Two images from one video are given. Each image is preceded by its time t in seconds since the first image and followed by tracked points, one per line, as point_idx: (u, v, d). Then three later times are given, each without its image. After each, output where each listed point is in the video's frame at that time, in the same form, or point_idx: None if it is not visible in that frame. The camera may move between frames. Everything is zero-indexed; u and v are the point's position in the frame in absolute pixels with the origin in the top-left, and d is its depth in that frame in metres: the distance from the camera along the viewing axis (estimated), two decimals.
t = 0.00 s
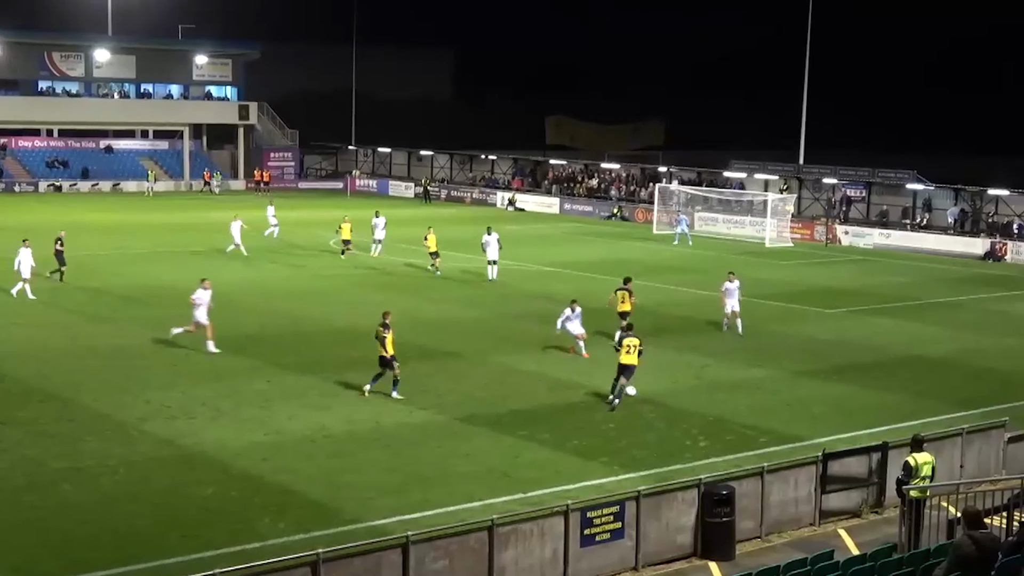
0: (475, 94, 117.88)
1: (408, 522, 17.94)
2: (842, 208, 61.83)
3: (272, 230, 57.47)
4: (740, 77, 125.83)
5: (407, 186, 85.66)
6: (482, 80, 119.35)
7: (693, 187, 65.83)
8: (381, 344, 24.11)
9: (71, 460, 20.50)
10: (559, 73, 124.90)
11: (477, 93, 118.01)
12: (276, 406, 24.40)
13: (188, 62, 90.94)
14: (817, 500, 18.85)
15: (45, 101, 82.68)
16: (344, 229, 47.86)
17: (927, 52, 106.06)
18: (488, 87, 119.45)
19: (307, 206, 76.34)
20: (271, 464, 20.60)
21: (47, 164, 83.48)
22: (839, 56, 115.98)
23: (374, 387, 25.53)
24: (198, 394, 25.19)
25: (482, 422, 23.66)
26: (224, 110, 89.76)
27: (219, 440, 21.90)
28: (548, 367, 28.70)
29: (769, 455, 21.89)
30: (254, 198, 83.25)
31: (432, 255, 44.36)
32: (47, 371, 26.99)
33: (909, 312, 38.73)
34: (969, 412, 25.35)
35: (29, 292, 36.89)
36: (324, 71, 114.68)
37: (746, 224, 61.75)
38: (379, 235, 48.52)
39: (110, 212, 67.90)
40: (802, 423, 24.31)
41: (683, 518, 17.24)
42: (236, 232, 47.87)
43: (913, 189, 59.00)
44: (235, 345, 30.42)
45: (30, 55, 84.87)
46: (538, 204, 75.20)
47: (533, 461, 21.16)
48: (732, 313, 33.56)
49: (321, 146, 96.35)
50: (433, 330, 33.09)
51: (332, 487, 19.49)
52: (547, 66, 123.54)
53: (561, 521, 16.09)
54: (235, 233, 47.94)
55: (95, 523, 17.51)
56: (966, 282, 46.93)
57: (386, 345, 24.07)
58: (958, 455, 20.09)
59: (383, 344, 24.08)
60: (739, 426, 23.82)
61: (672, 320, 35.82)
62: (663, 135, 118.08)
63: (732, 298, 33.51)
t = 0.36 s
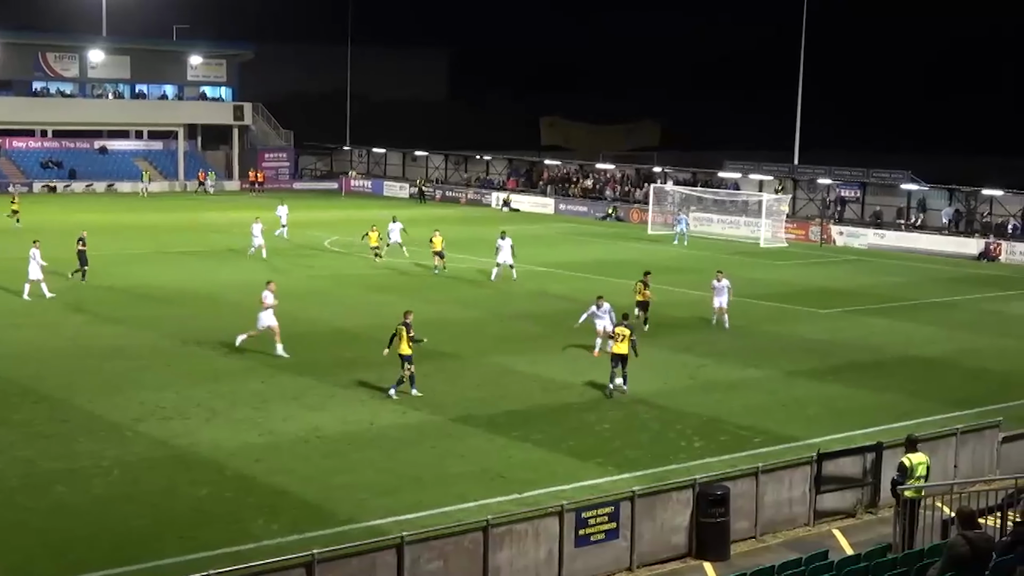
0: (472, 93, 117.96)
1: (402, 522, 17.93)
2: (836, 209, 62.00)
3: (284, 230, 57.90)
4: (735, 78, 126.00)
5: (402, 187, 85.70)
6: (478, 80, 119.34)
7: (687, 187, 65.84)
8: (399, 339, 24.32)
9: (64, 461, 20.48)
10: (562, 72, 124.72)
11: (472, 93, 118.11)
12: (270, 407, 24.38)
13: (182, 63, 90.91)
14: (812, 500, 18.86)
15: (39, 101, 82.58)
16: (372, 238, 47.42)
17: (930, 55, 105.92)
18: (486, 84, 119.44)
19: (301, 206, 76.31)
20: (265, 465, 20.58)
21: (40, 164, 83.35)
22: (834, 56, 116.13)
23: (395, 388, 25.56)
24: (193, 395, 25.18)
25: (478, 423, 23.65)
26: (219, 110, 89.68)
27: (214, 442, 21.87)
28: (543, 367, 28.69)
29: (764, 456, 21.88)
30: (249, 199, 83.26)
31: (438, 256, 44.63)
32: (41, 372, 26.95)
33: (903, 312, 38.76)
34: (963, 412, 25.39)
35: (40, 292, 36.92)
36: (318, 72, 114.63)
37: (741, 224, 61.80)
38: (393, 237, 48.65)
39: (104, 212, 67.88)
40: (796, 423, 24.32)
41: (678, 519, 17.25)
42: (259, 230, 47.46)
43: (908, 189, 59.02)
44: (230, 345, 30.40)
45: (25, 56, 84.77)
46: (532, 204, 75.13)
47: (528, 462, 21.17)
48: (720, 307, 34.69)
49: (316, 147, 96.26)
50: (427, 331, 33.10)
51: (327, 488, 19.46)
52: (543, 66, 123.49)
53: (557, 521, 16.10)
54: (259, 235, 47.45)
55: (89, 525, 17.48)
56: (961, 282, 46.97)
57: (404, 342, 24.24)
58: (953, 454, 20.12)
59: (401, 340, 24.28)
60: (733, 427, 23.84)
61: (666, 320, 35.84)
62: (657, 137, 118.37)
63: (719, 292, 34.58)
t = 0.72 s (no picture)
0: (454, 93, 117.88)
1: (384, 523, 17.92)
2: (817, 209, 62.23)
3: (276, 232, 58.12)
4: (717, 78, 126.23)
5: (384, 187, 85.64)
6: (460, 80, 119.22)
7: (669, 187, 65.87)
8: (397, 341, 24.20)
9: (45, 463, 20.40)
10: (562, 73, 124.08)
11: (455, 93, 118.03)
12: (252, 408, 24.32)
13: (164, 63, 90.65)
14: (794, 499, 18.91)
15: (19, 101, 82.17)
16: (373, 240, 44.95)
17: (915, 54, 106.15)
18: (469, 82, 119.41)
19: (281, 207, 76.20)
20: (247, 466, 20.53)
21: (20, 164, 82.98)
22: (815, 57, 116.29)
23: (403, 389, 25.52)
24: (174, 396, 25.12)
25: (461, 423, 23.65)
26: (201, 110, 89.41)
27: (195, 443, 21.81)
28: (526, 368, 28.70)
29: (745, 455, 21.93)
30: (232, 199, 83.12)
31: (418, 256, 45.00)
32: (21, 373, 26.83)
33: (883, 312, 38.89)
34: (944, 411, 25.48)
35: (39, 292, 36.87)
36: (300, 72, 114.35)
37: (722, 225, 61.87)
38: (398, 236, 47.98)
39: (83, 212, 67.65)
40: (778, 423, 24.37)
41: (660, 518, 17.28)
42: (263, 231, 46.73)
43: (888, 189, 59.18)
44: (212, 346, 30.32)
45: (5, 56, 84.41)
46: (515, 205, 75.15)
47: (510, 462, 21.18)
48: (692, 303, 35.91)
49: (298, 147, 96.01)
50: (409, 331, 33.08)
51: (309, 489, 19.43)
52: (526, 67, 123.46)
53: (539, 521, 16.11)
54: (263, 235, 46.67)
55: (71, 527, 17.41)
56: (942, 283, 47.15)
57: (402, 344, 24.14)
58: (933, 454, 20.21)
59: (399, 342, 24.17)
60: (715, 426, 23.89)
61: (648, 320, 35.88)
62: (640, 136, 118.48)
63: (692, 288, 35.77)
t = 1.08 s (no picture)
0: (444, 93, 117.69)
1: (376, 523, 17.90)
2: (808, 209, 62.42)
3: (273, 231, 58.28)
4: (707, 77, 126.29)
5: (375, 187, 85.64)
6: (450, 79, 118.99)
7: (660, 187, 65.90)
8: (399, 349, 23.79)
9: (36, 463, 20.36)
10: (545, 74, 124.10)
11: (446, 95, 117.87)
12: (243, 408, 24.29)
13: (154, 63, 90.51)
14: (784, 499, 18.93)
15: (8, 101, 82.04)
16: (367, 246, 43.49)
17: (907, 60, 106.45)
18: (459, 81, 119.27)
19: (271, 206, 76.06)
20: (238, 467, 20.51)
21: (9, 164, 82.86)
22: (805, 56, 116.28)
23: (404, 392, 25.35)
24: (165, 396, 25.09)
25: (452, 423, 23.64)
26: (191, 111, 89.33)
27: (186, 443, 21.76)
28: (518, 368, 28.69)
29: (736, 455, 21.94)
30: (221, 199, 83.14)
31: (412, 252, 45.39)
32: (11, 373, 26.77)
33: (873, 312, 38.98)
34: (934, 411, 25.54)
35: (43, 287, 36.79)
36: (290, 74, 114.32)
37: (713, 225, 61.94)
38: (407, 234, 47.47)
39: (73, 212, 67.54)
40: (768, 423, 24.38)
41: (652, 518, 17.28)
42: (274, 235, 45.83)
43: (879, 189, 59.31)
44: (203, 347, 30.28)
45: None
46: (506, 205, 75.12)
47: (501, 462, 21.16)
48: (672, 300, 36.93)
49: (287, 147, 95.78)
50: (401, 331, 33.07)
51: (299, 490, 19.40)
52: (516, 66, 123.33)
53: (530, 521, 16.11)
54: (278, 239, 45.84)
55: (60, 528, 17.36)
56: (931, 283, 47.26)
57: (410, 353, 23.81)
58: (924, 454, 20.24)
59: (402, 349, 23.75)
60: (706, 426, 23.90)
61: (638, 321, 35.92)
62: (630, 136, 118.40)
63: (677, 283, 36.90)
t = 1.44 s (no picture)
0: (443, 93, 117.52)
1: (374, 524, 17.90)
2: (807, 209, 62.42)
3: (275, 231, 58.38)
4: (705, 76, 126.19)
5: (373, 188, 85.66)
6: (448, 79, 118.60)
7: (659, 187, 65.91)
8: (400, 354, 23.33)
9: (36, 464, 20.37)
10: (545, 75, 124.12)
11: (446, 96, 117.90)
12: (242, 409, 24.30)
13: (153, 63, 90.47)
14: (784, 499, 18.94)
15: (6, 102, 81.98)
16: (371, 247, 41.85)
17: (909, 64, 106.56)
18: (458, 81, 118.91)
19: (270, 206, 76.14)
20: (237, 467, 20.52)
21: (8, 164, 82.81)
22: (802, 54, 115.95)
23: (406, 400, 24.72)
24: (164, 396, 25.10)
25: (450, 424, 23.63)
26: (191, 112, 89.34)
27: (184, 444, 21.74)
28: (518, 368, 28.69)
29: (736, 455, 21.96)
30: (219, 199, 83.18)
31: (414, 251, 45.77)
32: (11, 374, 26.78)
33: (872, 312, 38.99)
34: (933, 411, 25.53)
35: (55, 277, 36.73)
36: (289, 75, 114.39)
37: (712, 225, 62.00)
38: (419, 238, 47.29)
39: (72, 212, 67.58)
40: (767, 423, 24.39)
41: (651, 519, 17.28)
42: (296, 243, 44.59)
43: (878, 189, 59.29)
44: (202, 347, 30.29)
45: None
46: (505, 206, 75.13)
47: (500, 462, 21.16)
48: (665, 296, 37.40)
49: (287, 147, 95.80)
50: (401, 332, 33.09)
51: (298, 490, 19.39)
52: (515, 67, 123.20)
53: (529, 522, 16.12)
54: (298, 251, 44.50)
55: (58, 529, 17.36)
56: (930, 283, 47.28)
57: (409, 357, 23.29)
58: (923, 454, 20.26)
59: (403, 356, 23.28)
60: (706, 427, 23.90)
61: (637, 321, 35.95)
62: (629, 137, 118.57)
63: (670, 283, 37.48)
